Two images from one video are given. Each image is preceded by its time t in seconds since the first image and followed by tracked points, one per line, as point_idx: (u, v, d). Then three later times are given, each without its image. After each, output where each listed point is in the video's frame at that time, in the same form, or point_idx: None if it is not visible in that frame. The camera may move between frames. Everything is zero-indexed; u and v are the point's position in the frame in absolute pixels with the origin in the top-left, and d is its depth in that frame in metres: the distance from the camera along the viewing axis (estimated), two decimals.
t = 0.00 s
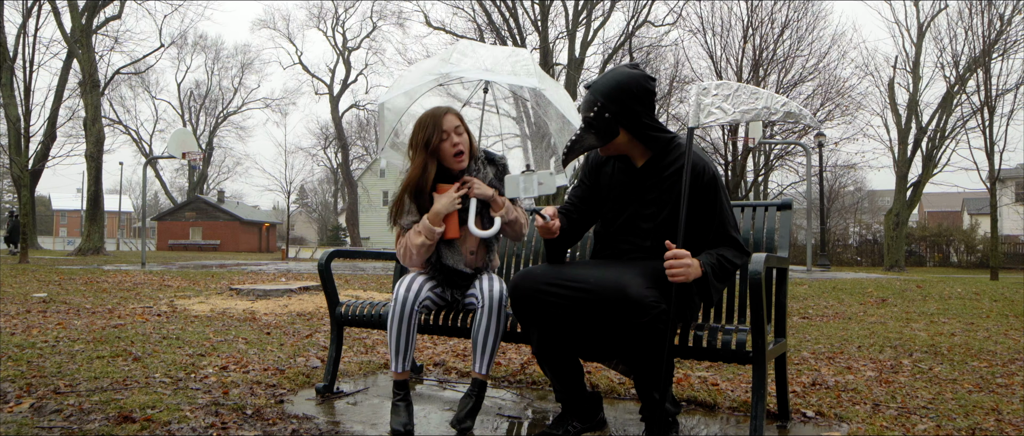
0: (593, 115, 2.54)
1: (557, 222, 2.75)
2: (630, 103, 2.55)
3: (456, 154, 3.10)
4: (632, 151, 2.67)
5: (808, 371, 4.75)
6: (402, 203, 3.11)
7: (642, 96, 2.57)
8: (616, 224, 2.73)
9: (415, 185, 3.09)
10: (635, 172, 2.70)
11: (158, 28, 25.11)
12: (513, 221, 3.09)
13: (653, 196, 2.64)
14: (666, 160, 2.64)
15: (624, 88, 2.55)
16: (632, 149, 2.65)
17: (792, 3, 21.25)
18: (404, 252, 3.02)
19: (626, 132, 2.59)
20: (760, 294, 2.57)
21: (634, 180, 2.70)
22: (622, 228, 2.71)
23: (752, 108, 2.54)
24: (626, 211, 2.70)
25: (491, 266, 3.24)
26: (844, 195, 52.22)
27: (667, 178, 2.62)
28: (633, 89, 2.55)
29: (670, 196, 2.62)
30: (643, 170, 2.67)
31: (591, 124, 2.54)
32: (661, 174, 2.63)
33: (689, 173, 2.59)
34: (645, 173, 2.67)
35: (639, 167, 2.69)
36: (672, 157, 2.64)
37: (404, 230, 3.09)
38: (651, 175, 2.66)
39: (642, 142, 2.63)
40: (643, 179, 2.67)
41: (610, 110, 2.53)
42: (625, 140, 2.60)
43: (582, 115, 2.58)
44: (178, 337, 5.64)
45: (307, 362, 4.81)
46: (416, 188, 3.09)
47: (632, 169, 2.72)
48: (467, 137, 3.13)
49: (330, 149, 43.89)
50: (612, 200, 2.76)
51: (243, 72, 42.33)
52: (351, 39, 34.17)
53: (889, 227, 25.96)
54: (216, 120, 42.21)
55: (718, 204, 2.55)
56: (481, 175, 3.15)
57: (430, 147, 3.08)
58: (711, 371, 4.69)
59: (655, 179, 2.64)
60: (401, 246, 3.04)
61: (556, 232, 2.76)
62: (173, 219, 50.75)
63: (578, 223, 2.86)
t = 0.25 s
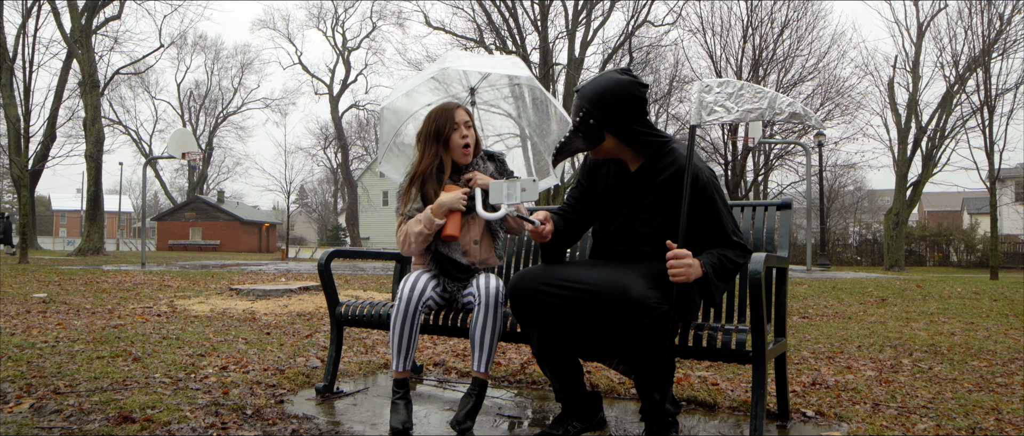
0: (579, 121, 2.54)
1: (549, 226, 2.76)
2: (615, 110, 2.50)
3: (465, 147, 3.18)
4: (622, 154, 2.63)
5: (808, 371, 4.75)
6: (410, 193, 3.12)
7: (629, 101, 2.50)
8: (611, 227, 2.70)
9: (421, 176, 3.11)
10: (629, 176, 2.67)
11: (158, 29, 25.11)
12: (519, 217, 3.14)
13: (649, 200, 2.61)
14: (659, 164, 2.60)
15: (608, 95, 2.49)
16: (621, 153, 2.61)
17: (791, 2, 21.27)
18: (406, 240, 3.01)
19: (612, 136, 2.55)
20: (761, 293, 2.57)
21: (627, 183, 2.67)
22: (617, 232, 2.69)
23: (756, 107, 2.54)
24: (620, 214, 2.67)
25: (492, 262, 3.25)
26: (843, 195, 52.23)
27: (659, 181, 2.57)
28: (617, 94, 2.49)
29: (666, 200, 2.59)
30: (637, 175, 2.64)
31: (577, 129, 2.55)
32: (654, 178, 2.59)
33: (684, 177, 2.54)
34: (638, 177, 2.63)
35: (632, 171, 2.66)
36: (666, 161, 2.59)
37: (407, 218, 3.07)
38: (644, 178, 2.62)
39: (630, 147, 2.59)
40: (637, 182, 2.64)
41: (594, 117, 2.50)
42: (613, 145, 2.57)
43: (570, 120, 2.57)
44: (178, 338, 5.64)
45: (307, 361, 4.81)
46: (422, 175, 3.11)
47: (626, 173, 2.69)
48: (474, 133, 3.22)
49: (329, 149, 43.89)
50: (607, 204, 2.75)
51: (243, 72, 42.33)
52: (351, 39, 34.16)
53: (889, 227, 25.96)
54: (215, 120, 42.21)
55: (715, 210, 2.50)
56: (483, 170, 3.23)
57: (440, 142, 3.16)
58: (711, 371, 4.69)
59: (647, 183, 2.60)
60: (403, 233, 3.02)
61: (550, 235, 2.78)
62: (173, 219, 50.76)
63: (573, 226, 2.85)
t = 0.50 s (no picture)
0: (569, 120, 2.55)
1: (547, 226, 2.76)
2: (598, 111, 2.50)
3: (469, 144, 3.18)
4: (614, 152, 2.63)
5: (809, 370, 4.75)
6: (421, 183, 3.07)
7: (615, 102, 2.49)
8: (608, 226, 2.70)
9: (434, 169, 3.08)
10: (623, 175, 2.66)
11: (159, 29, 25.11)
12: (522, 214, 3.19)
13: (644, 197, 2.59)
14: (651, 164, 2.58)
15: (593, 96, 2.49)
16: (614, 151, 2.61)
17: (791, 2, 21.28)
18: (432, 230, 2.94)
19: (601, 135, 2.55)
20: (762, 292, 2.56)
21: (622, 181, 2.66)
22: (614, 231, 2.68)
23: (763, 104, 2.52)
24: (615, 212, 2.67)
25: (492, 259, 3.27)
26: (843, 195, 52.24)
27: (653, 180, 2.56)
28: (604, 94, 2.49)
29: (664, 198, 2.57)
30: (631, 174, 2.63)
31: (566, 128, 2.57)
32: (648, 177, 2.57)
33: (678, 176, 2.52)
34: (632, 175, 2.62)
35: (626, 170, 2.65)
36: (656, 162, 2.56)
37: (426, 209, 3.02)
38: (637, 177, 2.61)
39: (621, 145, 2.58)
40: (632, 180, 2.62)
41: (579, 119, 2.53)
42: (601, 143, 2.57)
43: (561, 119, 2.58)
44: (178, 337, 5.65)
45: (307, 362, 4.81)
46: (434, 168, 3.08)
47: (620, 172, 2.68)
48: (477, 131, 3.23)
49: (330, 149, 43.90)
50: (604, 201, 2.75)
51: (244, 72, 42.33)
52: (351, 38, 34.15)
53: (889, 226, 25.97)
54: (216, 120, 42.21)
55: (710, 208, 2.47)
56: (484, 166, 3.27)
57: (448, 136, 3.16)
58: (712, 370, 4.70)
59: (642, 181, 2.59)
60: (427, 224, 2.95)
61: (549, 235, 2.79)
62: (173, 219, 50.81)
63: (572, 225, 2.85)
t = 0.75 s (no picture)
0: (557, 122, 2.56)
1: (542, 227, 2.80)
2: (586, 111, 2.51)
3: (469, 149, 3.16)
4: (603, 152, 2.63)
5: (808, 371, 4.75)
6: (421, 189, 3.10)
7: (602, 101, 2.50)
8: (602, 226, 2.70)
9: (433, 173, 3.10)
10: (616, 175, 2.65)
11: (158, 28, 25.09)
12: (525, 213, 3.17)
13: (637, 196, 2.59)
14: (641, 162, 2.57)
15: (580, 97, 2.50)
16: (603, 151, 2.61)
17: (791, 3, 21.29)
18: (431, 233, 2.95)
19: (590, 135, 2.56)
20: (762, 291, 2.56)
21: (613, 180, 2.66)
22: (608, 231, 2.69)
23: (765, 103, 2.52)
24: (608, 211, 2.67)
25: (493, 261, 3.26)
26: (843, 195, 52.23)
27: (643, 178, 2.56)
28: (590, 93, 2.49)
29: (658, 197, 2.56)
30: (622, 173, 2.62)
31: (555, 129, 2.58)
32: (640, 175, 2.57)
33: (670, 173, 2.52)
34: (623, 174, 2.62)
35: (618, 170, 2.65)
36: (646, 160, 2.56)
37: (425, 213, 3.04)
38: (626, 176, 2.61)
39: (610, 144, 2.58)
40: (623, 179, 2.62)
41: (568, 120, 2.53)
42: (590, 144, 2.58)
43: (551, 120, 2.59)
44: (178, 337, 5.64)
45: (307, 362, 4.81)
46: (434, 173, 3.09)
47: (613, 172, 2.67)
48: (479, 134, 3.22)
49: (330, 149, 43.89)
50: (597, 202, 2.75)
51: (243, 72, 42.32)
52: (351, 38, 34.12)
53: (889, 227, 25.97)
54: (216, 120, 42.20)
55: (704, 206, 2.47)
56: (486, 168, 3.27)
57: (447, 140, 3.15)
58: (711, 371, 4.69)
59: (633, 179, 2.59)
60: (426, 227, 2.96)
61: (544, 235, 2.83)
62: (173, 219, 50.82)
63: (565, 225, 2.87)
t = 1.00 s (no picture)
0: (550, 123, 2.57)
1: (541, 230, 2.80)
2: (577, 114, 2.52)
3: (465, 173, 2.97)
4: (597, 155, 2.63)
5: (808, 370, 4.76)
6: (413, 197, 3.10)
7: (592, 102, 2.52)
8: (597, 228, 2.70)
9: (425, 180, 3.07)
10: (609, 176, 2.65)
11: (159, 28, 25.09)
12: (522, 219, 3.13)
13: (630, 197, 2.58)
14: (634, 162, 2.58)
15: (571, 98, 2.51)
16: (597, 154, 2.61)
17: (792, 3, 21.29)
18: (419, 241, 2.97)
19: (583, 138, 2.56)
20: (760, 290, 2.56)
21: (606, 181, 2.66)
22: (602, 233, 2.68)
23: (753, 101, 2.59)
24: (601, 213, 2.67)
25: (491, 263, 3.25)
26: (844, 194, 52.22)
27: (636, 178, 2.56)
28: (580, 96, 2.51)
29: (652, 196, 2.56)
30: (616, 173, 2.62)
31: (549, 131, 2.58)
32: (633, 175, 2.57)
33: (662, 172, 2.51)
34: (617, 175, 2.62)
35: (612, 170, 2.65)
36: (638, 160, 2.56)
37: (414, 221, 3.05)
38: (620, 176, 2.61)
39: (603, 146, 2.58)
40: (616, 180, 2.62)
41: (560, 122, 2.55)
42: (583, 146, 2.58)
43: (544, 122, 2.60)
44: (178, 337, 5.64)
45: (307, 362, 4.81)
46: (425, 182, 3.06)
47: (606, 173, 2.67)
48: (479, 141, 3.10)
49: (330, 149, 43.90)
50: (591, 203, 2.74)
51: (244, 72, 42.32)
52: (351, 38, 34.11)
53: (890, 227, 25.95)
54: (216, 120, 42.20)
55: (697, 204, 2.47)
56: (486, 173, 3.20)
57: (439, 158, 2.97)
58: (711, 370, 4.69)
59: (626, 180, 2.59)
60: (414, 235, 2.99)
61: (543, 239, 2.84)
62: (173, 219, 50.83)
63: (562, 226, 2.88)
